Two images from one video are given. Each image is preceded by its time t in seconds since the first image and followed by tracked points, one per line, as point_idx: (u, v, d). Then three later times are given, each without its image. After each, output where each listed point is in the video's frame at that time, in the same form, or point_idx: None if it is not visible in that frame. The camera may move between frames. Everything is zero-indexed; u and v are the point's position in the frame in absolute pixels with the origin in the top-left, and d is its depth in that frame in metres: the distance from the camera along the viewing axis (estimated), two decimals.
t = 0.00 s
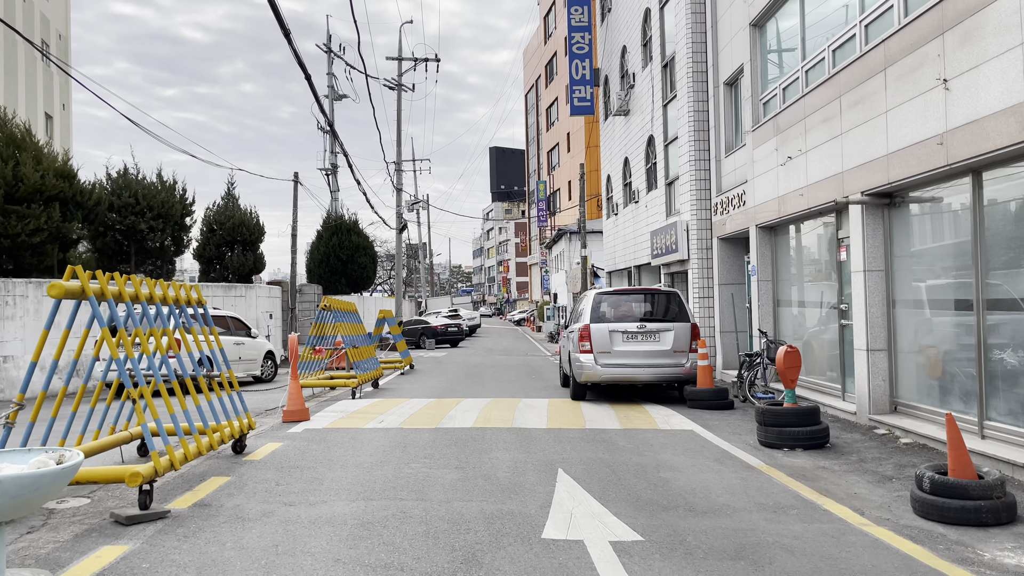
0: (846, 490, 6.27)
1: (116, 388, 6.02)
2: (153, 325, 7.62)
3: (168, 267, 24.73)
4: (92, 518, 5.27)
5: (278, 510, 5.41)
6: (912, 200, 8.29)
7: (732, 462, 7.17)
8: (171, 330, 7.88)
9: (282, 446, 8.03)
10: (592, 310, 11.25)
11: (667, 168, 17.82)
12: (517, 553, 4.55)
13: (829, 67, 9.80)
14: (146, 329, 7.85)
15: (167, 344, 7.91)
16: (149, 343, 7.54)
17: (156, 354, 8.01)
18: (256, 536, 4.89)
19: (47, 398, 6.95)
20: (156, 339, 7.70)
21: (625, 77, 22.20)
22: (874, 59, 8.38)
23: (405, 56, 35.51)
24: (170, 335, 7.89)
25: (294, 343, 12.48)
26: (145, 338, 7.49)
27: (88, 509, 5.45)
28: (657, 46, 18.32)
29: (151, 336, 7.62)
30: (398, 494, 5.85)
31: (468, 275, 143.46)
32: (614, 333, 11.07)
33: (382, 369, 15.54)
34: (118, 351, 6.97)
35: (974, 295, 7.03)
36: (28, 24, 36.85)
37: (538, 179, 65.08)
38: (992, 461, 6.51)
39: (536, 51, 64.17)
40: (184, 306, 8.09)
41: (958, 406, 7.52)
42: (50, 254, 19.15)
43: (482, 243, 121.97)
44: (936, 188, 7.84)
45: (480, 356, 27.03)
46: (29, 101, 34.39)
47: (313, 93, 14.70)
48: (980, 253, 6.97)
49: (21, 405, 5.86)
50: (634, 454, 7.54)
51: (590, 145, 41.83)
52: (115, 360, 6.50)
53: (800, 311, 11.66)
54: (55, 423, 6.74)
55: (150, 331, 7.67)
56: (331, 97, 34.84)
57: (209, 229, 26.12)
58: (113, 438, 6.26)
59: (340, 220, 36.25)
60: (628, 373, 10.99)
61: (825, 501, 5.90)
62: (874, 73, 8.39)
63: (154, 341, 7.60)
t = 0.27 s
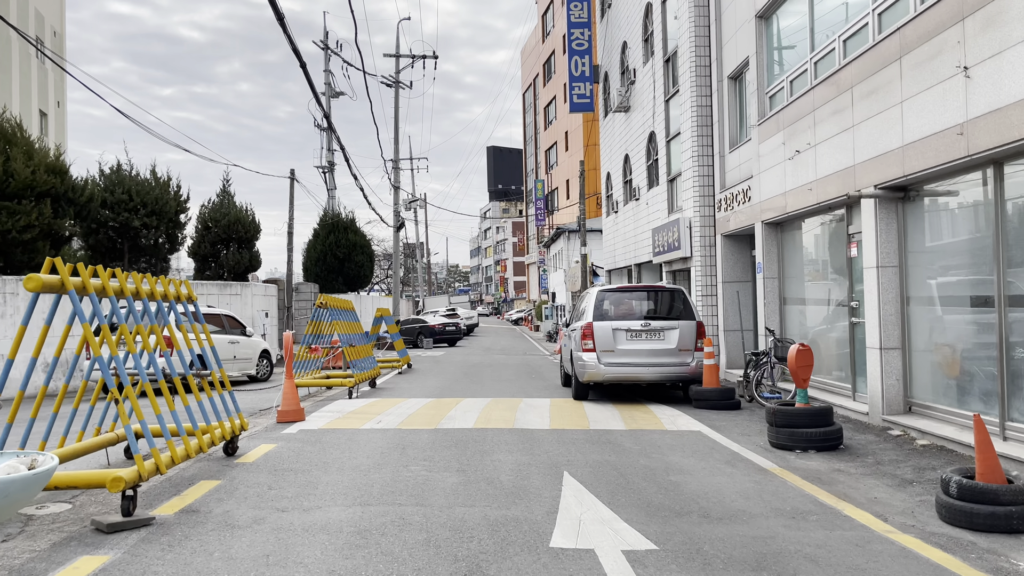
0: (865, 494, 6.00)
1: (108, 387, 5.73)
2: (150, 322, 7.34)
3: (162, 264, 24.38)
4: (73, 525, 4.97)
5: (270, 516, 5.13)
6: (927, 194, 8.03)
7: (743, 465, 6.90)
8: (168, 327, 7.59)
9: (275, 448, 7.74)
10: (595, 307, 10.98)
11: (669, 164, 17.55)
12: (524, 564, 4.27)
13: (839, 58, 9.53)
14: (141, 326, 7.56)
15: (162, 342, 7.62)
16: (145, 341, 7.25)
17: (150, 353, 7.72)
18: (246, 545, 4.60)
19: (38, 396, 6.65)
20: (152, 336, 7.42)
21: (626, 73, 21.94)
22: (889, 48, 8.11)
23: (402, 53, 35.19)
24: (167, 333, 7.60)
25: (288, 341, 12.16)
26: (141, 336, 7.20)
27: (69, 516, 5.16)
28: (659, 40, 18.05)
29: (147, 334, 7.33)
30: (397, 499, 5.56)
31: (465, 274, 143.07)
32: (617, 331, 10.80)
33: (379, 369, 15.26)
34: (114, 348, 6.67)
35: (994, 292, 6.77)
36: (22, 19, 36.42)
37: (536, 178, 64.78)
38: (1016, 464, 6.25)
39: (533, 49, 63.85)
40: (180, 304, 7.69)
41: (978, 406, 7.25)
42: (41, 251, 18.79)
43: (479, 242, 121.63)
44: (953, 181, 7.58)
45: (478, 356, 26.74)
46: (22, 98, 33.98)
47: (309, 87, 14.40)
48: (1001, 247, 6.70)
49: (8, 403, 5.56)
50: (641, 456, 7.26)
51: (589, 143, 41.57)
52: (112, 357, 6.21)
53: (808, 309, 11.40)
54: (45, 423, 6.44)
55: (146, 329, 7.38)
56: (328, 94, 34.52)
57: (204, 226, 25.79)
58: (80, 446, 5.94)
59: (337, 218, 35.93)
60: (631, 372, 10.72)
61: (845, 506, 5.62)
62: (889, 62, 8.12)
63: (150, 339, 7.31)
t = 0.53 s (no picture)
0: (896, 510, 5.66)
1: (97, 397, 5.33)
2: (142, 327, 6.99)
3: (157, 265, 23.99)
4: (51, 548, 4.61)
5: (264, 537, 4.77)
6: (951, 192, 7.70)
7: (763, 477, 6.55)
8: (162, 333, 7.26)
9: (270, 458, 7.38)
10: (602, 310, 10.64)
11: (674, 163, 17.20)
12: None
13: (855, 52, 9.20)
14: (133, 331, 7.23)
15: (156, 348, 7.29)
16: (137, 347, 6.91)
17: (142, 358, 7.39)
18: (236, 570, 4.25)
19: (22, 404, 6.27)
20: (144, 342, 7.08)
21: (629, 71, 21.60)
22: (911, 41, 7.78)
23: (401, 51, 34.82)
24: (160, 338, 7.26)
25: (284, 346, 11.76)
26: (132, 342, 6.86)
27: (47, 537, 4.80)
28: (663, 37, 17.70)
29: (139, 340, 6.99)
30: (399, 516, 5.21)
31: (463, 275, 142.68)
32: (625, 335, 10.46)
33: (378, 373, 14.90)
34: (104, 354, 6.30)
35: None
36: (16, 16, 35.99)
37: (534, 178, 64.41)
38: None
39: (532, 49, 63.48)
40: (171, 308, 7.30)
41: (1007, 415, 6.92)
42: (33, 251, 18.39)
43: (477, 243, 121.22)
44: (979, 180, 7.25)
45: (478, 358, 26.38)
46: (16, 96, 33.53)
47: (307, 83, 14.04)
48: None
49: None
50: (655, 467, 6.91)
51: (589, 143, 41.21)
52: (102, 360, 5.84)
53: (820, 311, 11.06)
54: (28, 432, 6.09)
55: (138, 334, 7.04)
56: (326, 93, 34.12)
57: (200, 226, 25.41)
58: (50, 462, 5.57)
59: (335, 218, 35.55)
60: (640, 378, 10.38)
61: (877, 524, 5.28)
62: (912, 55, 7.79)
63: (142, 345, 6.97)
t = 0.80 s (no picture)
0: (930, 521, 5.39)
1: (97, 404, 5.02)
2: (136, 329, 6.69)
3: (154, 264, 23.66)
4: (38, 564, 4.31)
5: (266, 552, 4.50)
6: (976, 189, 7.44)
7: (786, 485, 6.28)
8: (157, 334, 6.95)
9: (271, 464, 7.09)
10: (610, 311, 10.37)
11: (680, 161, 16.94)
12: None
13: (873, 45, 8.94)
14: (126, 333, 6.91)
15: (151, 350, 6.99)
16: (131, 350, 6.60)
17: (136, 361, 7.08)
18: None
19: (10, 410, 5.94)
20: (139, 344, 6.76)
21: (632, 68, 21.34)
22: (935, 33, 7.52)
23: (400, 49, 34.52)
24: (155, 340, 6.96)
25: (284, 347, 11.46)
26: (126, 344, 6.54)
27: (35, 552, 4.50)
28: (669, 33, 17.43)
29: (132, 342, 6.68)
30: (408, 529, 4.93)
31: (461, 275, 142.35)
32: (634, 336, 10.19)
33: (379, 374, 14.61)
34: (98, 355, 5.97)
35: None
36: (12, 13, 35.60)
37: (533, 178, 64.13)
38: None
39: (531, 48, 63.20)
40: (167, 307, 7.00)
41: None
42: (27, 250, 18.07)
43: (475, 243, 120.90)
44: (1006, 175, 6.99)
45: (478, 358, 26.09)
46: (11, 93, 33.15)
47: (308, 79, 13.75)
48: None
49: None
50: (672, 474, 6.64)
51: (589, 142, 40.94)
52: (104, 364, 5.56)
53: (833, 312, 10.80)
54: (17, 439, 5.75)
55: (132, 336, 6.72)
56: (324, 91, 33.80)
57: (197, 224, 25.15)
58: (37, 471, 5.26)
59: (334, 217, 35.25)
60: (649, 380, 10.11)
61: (913, 537, 5.01)
62: (935, 47, 7.53)
63: (136, 347, 6.66)
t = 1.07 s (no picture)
0: (965, 538, 5.14)
1: (89, 419, 4.70)
2: (129, 335, 6.37)
3: (149, 265, 23.34)
4: None
5: None
6: (1001, 189, 7.18)
7: (810, 499, 6.01)
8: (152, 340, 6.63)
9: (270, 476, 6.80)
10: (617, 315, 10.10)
11: (684, 161, 16.69)
12: None
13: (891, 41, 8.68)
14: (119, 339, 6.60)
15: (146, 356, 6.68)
16: (124, 357, 6.29)
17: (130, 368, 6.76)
18: None
19: None
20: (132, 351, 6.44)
21: (634, 67, 21.08)
22: (959, 28, 7.26)
23: (399, 48, 34.23)
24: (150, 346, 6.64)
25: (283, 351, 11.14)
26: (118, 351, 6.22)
27: None
28: (673, 31, 17.17)
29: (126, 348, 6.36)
30: (418, 549, 4.65)
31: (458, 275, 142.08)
32: (643, 340, 9.92)
33: (379, 378, 14.32)
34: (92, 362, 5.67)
35: None
36: (7, 11, 35.26)
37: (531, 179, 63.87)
38: None
39: (529, 48, 62.96)
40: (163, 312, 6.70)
41: None
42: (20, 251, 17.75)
43: (472, 243, 120.61)
44: None
45: (478, 360, 25.84)
46: (6, 92, 32.80)
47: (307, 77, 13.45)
48: None
49: None
50: (689, 486, 6.37)
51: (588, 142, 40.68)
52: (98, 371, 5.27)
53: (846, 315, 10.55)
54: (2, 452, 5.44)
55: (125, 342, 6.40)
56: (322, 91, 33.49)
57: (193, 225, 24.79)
58: (24, 487, 4.97)
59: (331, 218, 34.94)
60: (658, 385, 9.85)
61: (952, 556, 4.74)
62: (959, 42, 7.27)
63: (130, 354, 6.34)
